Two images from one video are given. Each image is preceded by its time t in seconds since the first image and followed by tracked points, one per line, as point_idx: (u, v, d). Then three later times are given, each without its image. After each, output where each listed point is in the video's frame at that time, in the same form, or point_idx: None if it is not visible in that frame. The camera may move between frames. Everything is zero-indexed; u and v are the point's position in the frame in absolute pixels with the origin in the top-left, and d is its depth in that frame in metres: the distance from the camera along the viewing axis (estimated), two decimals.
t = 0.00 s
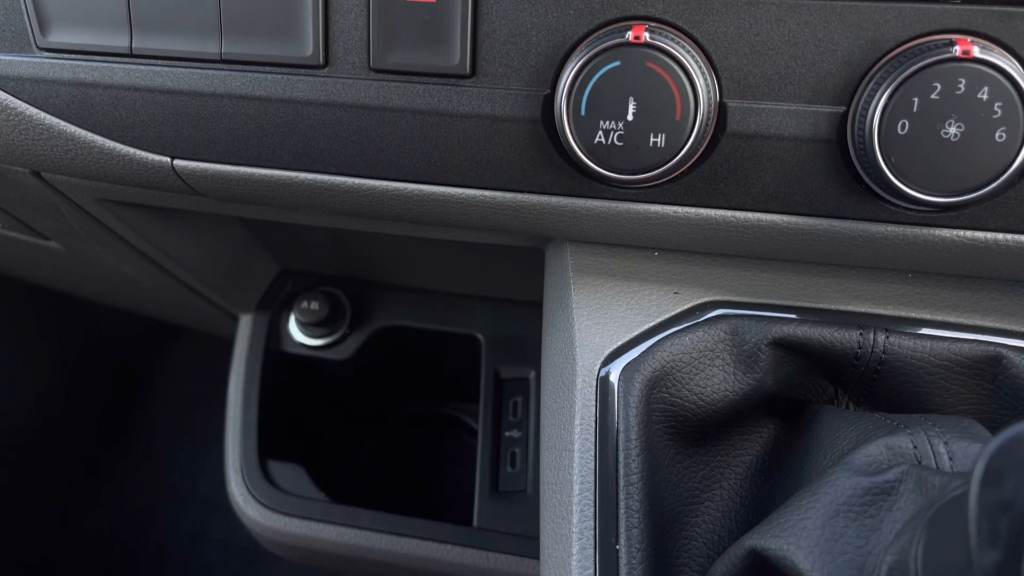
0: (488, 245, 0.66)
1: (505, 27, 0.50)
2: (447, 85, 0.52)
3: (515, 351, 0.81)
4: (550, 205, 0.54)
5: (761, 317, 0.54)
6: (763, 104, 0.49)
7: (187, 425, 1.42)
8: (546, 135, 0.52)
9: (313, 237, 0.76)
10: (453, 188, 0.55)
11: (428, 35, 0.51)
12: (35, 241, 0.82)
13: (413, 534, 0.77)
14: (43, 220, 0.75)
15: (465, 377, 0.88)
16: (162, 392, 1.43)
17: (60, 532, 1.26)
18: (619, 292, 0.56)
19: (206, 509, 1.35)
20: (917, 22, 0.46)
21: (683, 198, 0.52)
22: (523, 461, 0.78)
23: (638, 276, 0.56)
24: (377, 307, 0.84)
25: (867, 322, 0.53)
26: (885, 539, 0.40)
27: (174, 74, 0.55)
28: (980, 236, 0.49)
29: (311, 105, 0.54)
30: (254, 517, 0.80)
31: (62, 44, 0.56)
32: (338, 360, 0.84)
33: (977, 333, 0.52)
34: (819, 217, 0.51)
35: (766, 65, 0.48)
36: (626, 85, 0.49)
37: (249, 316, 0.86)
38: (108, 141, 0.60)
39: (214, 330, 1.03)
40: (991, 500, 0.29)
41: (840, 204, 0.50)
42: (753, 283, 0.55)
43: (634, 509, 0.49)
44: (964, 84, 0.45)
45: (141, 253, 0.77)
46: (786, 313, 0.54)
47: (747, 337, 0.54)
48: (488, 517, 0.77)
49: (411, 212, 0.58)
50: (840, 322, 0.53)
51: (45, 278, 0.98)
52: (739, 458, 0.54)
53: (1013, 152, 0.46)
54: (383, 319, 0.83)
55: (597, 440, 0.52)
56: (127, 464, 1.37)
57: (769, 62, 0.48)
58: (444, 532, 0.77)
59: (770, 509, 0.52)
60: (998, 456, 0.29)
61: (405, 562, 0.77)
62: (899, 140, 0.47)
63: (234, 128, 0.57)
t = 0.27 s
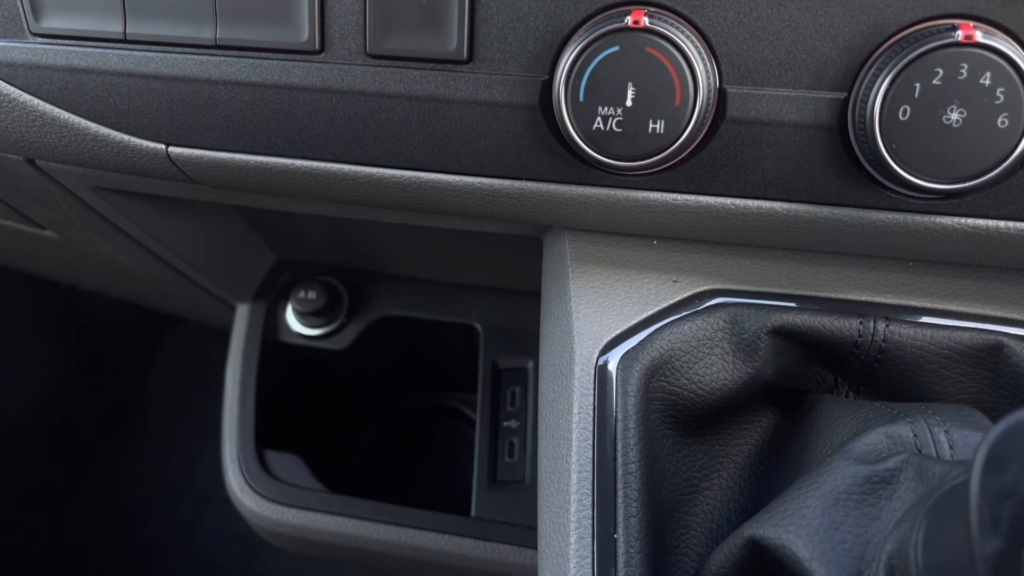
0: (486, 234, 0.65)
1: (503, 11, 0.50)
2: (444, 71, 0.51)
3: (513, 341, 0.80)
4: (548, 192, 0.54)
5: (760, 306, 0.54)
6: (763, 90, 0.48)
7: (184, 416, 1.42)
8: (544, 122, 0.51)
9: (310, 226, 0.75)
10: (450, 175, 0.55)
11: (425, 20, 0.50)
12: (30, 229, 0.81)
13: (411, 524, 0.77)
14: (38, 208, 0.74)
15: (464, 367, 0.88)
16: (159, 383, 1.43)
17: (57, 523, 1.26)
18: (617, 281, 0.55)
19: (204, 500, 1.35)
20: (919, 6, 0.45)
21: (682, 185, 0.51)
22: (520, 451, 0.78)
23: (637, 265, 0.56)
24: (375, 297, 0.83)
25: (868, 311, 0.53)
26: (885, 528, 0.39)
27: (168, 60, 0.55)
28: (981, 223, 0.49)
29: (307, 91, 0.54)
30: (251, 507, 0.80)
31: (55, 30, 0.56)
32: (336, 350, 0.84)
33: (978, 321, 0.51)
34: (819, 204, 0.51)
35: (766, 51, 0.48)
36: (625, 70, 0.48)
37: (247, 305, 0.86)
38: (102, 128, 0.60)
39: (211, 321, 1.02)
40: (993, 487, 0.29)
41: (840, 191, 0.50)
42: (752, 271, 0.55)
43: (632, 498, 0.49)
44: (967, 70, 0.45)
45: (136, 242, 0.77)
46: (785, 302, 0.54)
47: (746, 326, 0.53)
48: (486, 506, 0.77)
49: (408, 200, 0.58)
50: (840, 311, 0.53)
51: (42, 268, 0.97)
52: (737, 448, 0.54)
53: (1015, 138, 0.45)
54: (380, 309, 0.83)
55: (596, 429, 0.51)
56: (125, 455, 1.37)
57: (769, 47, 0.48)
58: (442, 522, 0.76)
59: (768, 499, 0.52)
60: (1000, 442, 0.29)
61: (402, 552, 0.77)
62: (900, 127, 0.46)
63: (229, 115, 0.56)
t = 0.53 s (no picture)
0: (486, 225, 0.65)
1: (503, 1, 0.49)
2: (444, 61, 0.51)
3: (513, 333, 0.80)
4: (547, 183, 0.54)
5: (759, 297, 0.54)
6: (763, 80, 0.48)
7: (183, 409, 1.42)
8: (544, 112, 0.51)
9: (309, 217, 0.75)
10: (450, 165, 0.55)
11: (424, 9, 0.50)
12: (30, 221, 0.81)
13: (410, 516, 0.77)
14: (37, 200, 0.74)
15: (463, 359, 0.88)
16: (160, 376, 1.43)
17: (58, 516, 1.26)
18: (617, 272, 0.55)
19: (205, 493, 1.36)
20: None
21: (682, 175, 0.51)
22: (520, 443, 0.79)
23: (636, 256, 0.56)
24: (374, 289, 0.83)
25: (867, 302, 0.53)
26: (883, 517, 0.40)
27: (167, 50, 0.55)
28: (981, 214, 0.49)
29: (306, 81, 0.54)
30: (251, 499, 0.80)
31: (53, 20, 0.56)
32: (335, 342, 0.84)
33: (978, 312, 0.51)
34: (819, 195, 0.51)
35: (766, 41, 0.48)
36: (625, 60, 0.48)
37: (246, 297, 0.86)
38: (101, 119, 0.59)
39: (211, 313, 1.03)
40: (993, 476, 0.28)
41: (839, 181, 0.50)
42: (752, 262, 0.55)
43: (631, 488, 0.49)
44: (967, 60, 0.45)
45: (136, 234, 0.77)
46: (784, 293, 0.54)
47: (745, 317, 0.53)
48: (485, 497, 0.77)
49: (407, 191, 0.58)
50: (839, 301, 0.53)
51: (41, 260, 0.97)
52: (736, 438, 0.54)
53: (1015, 128, 0.45)
54: (379, 301, 0.83)
55: (595, 419, 0.51)
56: (125, 448, 1.37)
57: (769, 37, 0.48)
58: (441, 514, 0.77)
59: (767, 489, 0.52)
60: (999, 430, 0.29)
61: (402, 544, 0.77)
62: (900, 117, 0.46)
63: (228, 105, 0.56)
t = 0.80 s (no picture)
0: (482, 221, 0.65)
1: None
2: (439, 57, 0.51)
3: (509, 329, 0.81)
4: (543, 179, 0.54)
5: (754, 292, 0.54)
6: (758, 76, 0.48)
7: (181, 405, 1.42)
8: (539, 107, 0.51)
9: (306, 213, 0.75)
10: (445, 161, 0.55)
11: (419, 5, 0.50)
12: (26, 217, 0.81)
13: (407, 511, 0.77)
14: (33, 196, 0.74)
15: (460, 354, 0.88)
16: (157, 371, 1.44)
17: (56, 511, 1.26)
18: (613, 268, 0.55)
19: (203, 489, 1.36)
20: None
21: (677, 171, 0.52)
22: (517, 438, 0.79)
23: (632, 252, 0.56)
24: (371, 285, 0.83)
25: (862, 297, 0.53)
26: (877, 512, 0.40)
27: (162, 47, 0.55)
28: (975, 210, 0.49)
29: (302, 77, 0.54)
30: (248, 494, 0.80)
31: (48, 16, 0.56)
32: (332, 338, 0.84)
33: (973, 308, 0.52)
34: (813, 191, 0.51)
35: (761, 37, 0.48)
36: (620, 56, 0.48)
37: (243, 293, 0.86)
38: (96, 115, 0.59)
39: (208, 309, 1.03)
40: (984, 469, 0.29)
41: (834, 177, 0.50)
42: (747, 258, 0.55)
43: (627, 484, 0.49)
44: (961, 56, 0.45)
45: (132, 230, 0.77)
46: (779, 289, 0.54)
47: (740, 312, 0.53)
48: (481, 493, 0.77)
49: (403, 187, 0.58)
50: (834, 297, 0.53)
51: (38, 256, 0.97)
52: (731, 433, 0.54)
53: (1009, 124, 0.45)
54: (376, 297, 0.83)
55: (591, 415, 0.51)
56: (124, 443, 1.38)
57: (764, 33, 0.48)
58: (438, 509, 0.77)
59: (762, 484, 0.52)
60: (991, 425, 0.29)
61: (399, 539, 0.77)
62: (895, 113, 0.46)
63: (224, 101, 0.56)
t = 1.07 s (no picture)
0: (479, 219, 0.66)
1: None
2: (435, 56, 0.52)
3: (506, 326, 0.81)
4: (539, 177, 0.54)
5: (748, 290, 0.54)
6: (753, 75, 0.49)
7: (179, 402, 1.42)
8: (535, 106, 0.51)
9: (303, 212, 0.76)
10: (441, 160, 0.55)
11: (416, 4, 0.50)
12: (24, 216, 0.82)
13: (405, 508, 0.78)
14: (31, 195, 0.74)
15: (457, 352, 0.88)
16: (155, 367, 1.45)
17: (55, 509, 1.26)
18: (608, 266, 0.56)
19: (202, 486, 1.36)
20: None
21: (672, 170, 0.52)
22: (514, 435, 0.79)
23: (627, 249, 0.56)
24: (369, 282, 0.84)
25: (856, 295, 0.53)
26: (869, 508, 0.40)
27: (159, 46, 0.55)
28: (968, 207, 0.49)
29: (298, 77, 0.54)
30: (246, 491, 0.81)
31: (46, 15, 0.56)
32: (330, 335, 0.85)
33: (966, 305, 0.52)
34: (807, 189, 0.51)
35: (755, 36, 0.48)
36: (615, 56, 0.48)
37: (241, 290, 0.86)
38: (93, 114, 0.60)
39: (206, 306, 1.03)
40: (972, 466, 0.28)
41: (828, 175, 0.50)
42: (742, 256, 0.55)
43: (623, 481, 0.49)
44: (953, 55, 0.45)
45: (130, 228, 0.77)
46: (774, 286, 0.54)
47: (735, 310, 0.54)
48: (478, 489, 0.78)
49: (400, 185, 0.58)
50: (828, 295, 0.53)
51: (35, 254, 0.97)
52: (725, 430, 0.54)
53: (1001, 123, 0.46)
54: (374, 294, 0.83)
55: (586, 412, 0.52)
56: (123, 440, 1.39)
57: (758, 33, 0.48)
58: (436, 506, 0.77)
59: (756, 480, 0.52)
60: (979, 422, 0.29)
61: (397, 536, 0.78)
62: (888, 112, 0.46)
63: (221, 101, 0.56)
